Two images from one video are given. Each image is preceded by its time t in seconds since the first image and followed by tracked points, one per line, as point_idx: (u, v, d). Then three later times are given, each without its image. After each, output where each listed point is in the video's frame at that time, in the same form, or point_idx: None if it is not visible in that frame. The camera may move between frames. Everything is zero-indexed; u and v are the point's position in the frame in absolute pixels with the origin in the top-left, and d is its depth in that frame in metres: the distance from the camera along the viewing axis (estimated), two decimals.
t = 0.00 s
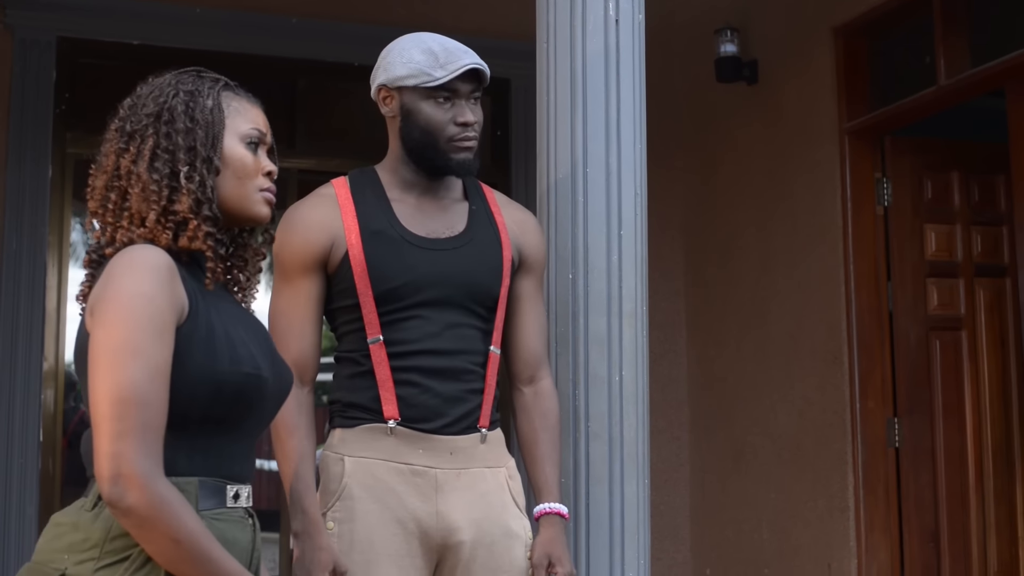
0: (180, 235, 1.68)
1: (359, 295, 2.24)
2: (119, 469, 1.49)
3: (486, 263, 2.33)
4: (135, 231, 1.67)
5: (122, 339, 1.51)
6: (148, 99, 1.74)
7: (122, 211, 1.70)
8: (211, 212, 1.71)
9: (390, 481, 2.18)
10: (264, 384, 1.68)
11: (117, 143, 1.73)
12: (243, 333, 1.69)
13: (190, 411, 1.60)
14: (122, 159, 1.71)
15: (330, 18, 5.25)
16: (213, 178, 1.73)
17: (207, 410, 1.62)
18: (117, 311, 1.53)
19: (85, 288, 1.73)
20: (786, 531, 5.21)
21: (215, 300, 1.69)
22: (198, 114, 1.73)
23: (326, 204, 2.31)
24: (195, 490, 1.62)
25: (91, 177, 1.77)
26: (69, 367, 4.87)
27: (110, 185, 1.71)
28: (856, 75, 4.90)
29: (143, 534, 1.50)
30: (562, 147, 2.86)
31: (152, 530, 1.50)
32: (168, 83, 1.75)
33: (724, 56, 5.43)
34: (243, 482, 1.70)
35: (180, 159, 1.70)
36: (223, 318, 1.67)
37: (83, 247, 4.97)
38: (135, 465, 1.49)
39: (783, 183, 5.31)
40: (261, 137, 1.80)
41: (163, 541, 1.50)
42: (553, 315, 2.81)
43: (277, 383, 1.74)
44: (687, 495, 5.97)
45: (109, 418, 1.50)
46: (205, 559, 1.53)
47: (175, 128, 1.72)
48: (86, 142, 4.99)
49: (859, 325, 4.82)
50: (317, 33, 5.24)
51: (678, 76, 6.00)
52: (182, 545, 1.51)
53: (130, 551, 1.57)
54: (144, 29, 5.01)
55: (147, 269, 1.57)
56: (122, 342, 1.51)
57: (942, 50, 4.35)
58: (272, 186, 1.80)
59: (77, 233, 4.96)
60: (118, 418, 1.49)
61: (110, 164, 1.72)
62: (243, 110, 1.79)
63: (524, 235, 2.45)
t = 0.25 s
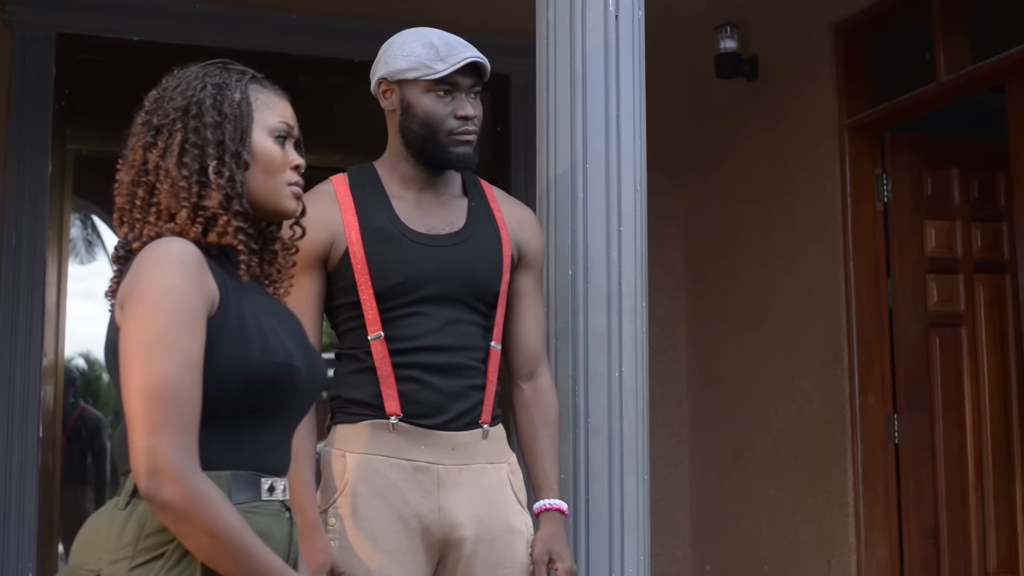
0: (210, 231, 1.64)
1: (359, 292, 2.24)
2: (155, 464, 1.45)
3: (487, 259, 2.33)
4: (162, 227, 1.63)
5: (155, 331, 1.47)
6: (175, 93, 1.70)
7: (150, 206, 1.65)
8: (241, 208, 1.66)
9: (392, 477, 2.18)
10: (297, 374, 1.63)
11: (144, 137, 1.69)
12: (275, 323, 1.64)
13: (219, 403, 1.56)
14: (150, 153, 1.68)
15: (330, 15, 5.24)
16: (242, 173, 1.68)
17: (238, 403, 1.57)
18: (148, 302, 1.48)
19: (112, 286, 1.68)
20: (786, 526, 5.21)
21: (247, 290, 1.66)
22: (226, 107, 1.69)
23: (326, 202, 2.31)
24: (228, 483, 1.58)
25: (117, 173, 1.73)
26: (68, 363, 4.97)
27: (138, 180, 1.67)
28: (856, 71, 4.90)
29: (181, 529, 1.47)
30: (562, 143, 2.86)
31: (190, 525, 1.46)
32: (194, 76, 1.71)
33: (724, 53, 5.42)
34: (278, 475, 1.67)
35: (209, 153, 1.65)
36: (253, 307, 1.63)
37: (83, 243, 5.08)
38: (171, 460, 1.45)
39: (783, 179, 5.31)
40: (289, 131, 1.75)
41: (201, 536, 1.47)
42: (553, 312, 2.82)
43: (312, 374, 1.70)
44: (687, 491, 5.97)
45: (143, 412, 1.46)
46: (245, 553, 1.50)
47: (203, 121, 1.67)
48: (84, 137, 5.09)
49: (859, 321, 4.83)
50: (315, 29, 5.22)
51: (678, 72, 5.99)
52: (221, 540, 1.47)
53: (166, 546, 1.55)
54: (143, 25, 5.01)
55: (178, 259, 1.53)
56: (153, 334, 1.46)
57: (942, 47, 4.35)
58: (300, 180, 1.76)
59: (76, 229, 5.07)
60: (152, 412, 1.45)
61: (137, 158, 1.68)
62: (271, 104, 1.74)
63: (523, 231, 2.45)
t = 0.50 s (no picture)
0: (244, 227, 1.61)
1: (358, 293, 2.24)
2: (188, 465, 1.43)
3: (486, 260, 2.33)
4: (196, 222, 1.60)
5: (189, 330, 1.45)
6: (209, 86, 1.67)
7: (183, 201, 1.63)
8: (274, 204, 1.64)
9: (392, 477, 2.17)
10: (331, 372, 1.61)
11: (176, 130, 1.66)
12: (308, 321, 1.62)
13: (254, 401, 1.55)
14: (183, 148, 1.65)
15: (328, 14, 5.24)
16: (276, 168, 1.66)
17: (273, 400, 1.56)
18: (181, 300, 1.47)
19: (144, 283, 1.63)
20: (783, 526, 5.21)
21: (282, 289, 1.64)
22: (260, 101, 1.66)
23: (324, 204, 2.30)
24: (261, 478, 1.56)
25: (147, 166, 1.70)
26: (68, 362, 5.41)
27: (170, 174, 1.65)
28: (855, 71, 4.90)
29: (212, 531, 1.45)
30: (560, 143, 2.86)
31: (220, 529, 1.45)
32: (228, 70, 1.68)
33: (722, 53, 5.42)
34: (311, 470, 1.64)
35: (243, 148, 1.63)
36: (286, 304, 1.61)
37: (80, 243, 5.41)
38: (204, 462, 1.44)
39: (781, 179, 5.31)
40: (322, 125, 1.73)
41: (231, 539, 1.45)
42: (551, 312, 2.81)
43: (346, 371, 1.68)
44: (685, 491, 5.97)
45: (176, 412, 1.44)
46: (274, 558, 1.48)
47: (237, 116, 1.65)
48: (82, 137, 5.27)
49: (857, 321, 4.84)
50: (314, 28, 5.22)
51: (676, 72, 5.99)
52: (250, 544, 1.46)
53: (199, 544, 1.51)
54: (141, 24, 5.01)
55: (211, 257, 1.51)
56: (187, 333, 1.45)
57: (940, 47, 4.36)
58: (332, 176, 1.74)
59: (74, 229, 5.35)
60: (185, 413, 1.44)
61: (169, 152, 1.65)
62: (305, 98, 1.71)
63: (521, 232, 2.45)
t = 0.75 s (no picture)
0: (280, 224, 1.57)
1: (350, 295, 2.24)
2: (235, 469, 1.40)
3: (479, 262, 2.33)
4: (231, 218, 1.56)
5: (237, 330, 1.42)
6: (241, 78, 1.62)
7: (217, 196, 1.59)
8: (309, 201, 1.60)
9: (385, 479, 2.17)
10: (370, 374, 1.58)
11: (207, 125, 1.62)
12: (347, 321, 1.59)
13: (294, 402, 1.51)
14: (215, 142, 1.61)
15: (321, 15, 5.24)
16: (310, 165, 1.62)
17: (313, 402, 1.52)
18: (228, 300, 1.44)
19: (174, 281, 1.62)
20: (775, 529, 5.22)
21: (319, 289, 1.61)
22: (294, 95, 1.62)
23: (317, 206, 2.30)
24: (302, 481, 1.52)
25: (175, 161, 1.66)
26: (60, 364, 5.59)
27: (202, 169, 1.61)
28: (846, 74, 4.91)
29: (255, 537, 1.42)
30: (553, 146, 2.86)
31: (264, 534, 1.42)
32: (260, 63, 1.64)
33: (714, 55, 5.42)
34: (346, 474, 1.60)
35: (278, 143, 1.59)
36: (324, 304, 1.57)
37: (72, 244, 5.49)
38: (252, 465, 1.41)
39: (773, 182, 5.32)
40: (355, 121, 1.69)
41: (274, 546, 1.43)
42: (543, 314, 2.81)
43: (381, 373, 1.64)
44: (676, 494, 5.97)
45: (222, 414, 1.41)
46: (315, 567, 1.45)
47: (271, 110, 1.60)
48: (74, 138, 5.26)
49: (849, 323, 4.84)
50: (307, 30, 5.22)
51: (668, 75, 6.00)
52: (293, 551, 1.43)
53: (240, 549, 1.47)
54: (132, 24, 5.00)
55: (256, 256, 1.49)
56: (235, 333, 1.42)
57: (931, 50, 4.37)
58: (364, 174, 1.70)
59: (66, 230, 5.46)
60: (232, 414, 1.41)
61: (200, 147, 1.61)
62: (338, 93, 1.67)
63: (514, 234, 2.45)
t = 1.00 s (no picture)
0: (303, 206, 1.57)
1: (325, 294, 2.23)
2: (283, 457, 1.40)
3: (455, 261, 2.30)
4: (253, 199, 1.55)
5: (283, 317, 1.42)
6: (261, 57, 1.61)
7: (236, 176, 1.58)
8: (331, 184, 1.60)
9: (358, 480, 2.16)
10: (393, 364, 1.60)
11: (224, 103, 1.60)
12: (371, 311, 1.60)
13: (324, 390, 1.51)
14: (234, 120, 1.59)
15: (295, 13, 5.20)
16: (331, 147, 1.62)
17: (342, 391, 1.53)
18: (272, 285, 1.43)
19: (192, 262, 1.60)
20: (747, 531, 5.22)
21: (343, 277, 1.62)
22: (316, 75, 1.62)
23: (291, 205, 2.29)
24: (331, 471, 1.54)
25: (190, 138, 1.64)
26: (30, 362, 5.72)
27: (220, 147, 1.59)
28: (821, 78, 4.92)
29: (299, 528, 1.43)
30: (528, 146, 2.84)
31: (307, 523, 1.43)
32: (280, 42, 1.63)
33: (689, 57, 5.42)
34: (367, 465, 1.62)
35: (300, 124, 1.58)
36: (351, 294, 1.58)
37: (45, 243, 5.67)
38: (299, 454, 1.41)
39: (748, 183, 5.32)
40: (371, 107, 1.70)
41: (317, 536, 1.44)
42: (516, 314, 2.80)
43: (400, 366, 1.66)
44: (648, 495, 5.97)
45: (265, 400, 1.40)
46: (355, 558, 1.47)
47: (293, 90, 1.59)
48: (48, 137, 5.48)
49: (821, 326, 4.84)
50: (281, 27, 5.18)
51: (643, 76, 6.00)
52: (335, 543, 1.45)
53: (276, 542, 1.49)
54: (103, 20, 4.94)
55: (296, 241, 1.48)
56: (280, 319, 1.42)
57: (906, 54, 4.39)
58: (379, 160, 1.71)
59: (38, 228, 5.66)
60: (278, 401, 1.40)
61: (218, 125, 1.60)
62: (357, 78, 1.69)
63: (491, 234, 2.43)
